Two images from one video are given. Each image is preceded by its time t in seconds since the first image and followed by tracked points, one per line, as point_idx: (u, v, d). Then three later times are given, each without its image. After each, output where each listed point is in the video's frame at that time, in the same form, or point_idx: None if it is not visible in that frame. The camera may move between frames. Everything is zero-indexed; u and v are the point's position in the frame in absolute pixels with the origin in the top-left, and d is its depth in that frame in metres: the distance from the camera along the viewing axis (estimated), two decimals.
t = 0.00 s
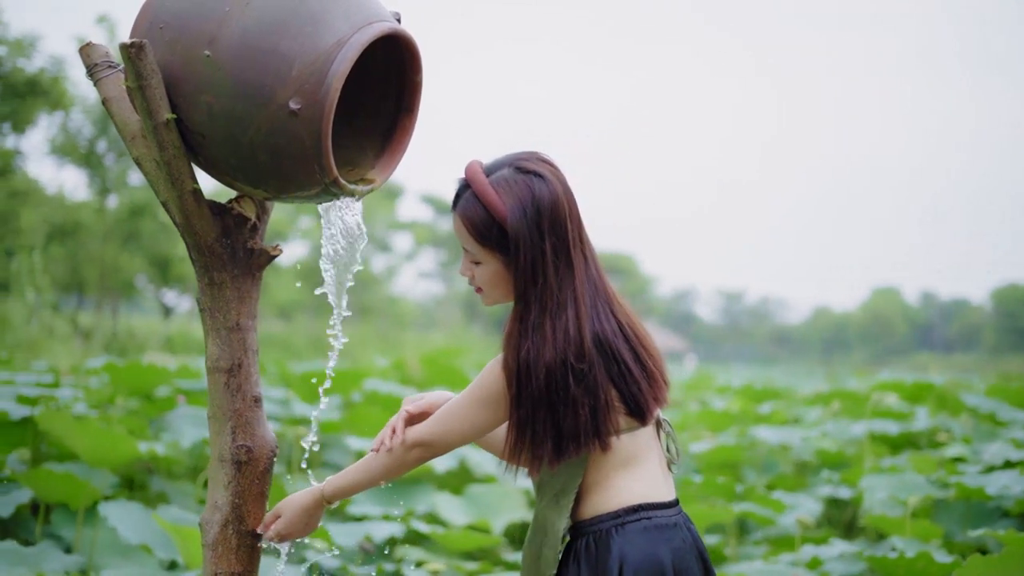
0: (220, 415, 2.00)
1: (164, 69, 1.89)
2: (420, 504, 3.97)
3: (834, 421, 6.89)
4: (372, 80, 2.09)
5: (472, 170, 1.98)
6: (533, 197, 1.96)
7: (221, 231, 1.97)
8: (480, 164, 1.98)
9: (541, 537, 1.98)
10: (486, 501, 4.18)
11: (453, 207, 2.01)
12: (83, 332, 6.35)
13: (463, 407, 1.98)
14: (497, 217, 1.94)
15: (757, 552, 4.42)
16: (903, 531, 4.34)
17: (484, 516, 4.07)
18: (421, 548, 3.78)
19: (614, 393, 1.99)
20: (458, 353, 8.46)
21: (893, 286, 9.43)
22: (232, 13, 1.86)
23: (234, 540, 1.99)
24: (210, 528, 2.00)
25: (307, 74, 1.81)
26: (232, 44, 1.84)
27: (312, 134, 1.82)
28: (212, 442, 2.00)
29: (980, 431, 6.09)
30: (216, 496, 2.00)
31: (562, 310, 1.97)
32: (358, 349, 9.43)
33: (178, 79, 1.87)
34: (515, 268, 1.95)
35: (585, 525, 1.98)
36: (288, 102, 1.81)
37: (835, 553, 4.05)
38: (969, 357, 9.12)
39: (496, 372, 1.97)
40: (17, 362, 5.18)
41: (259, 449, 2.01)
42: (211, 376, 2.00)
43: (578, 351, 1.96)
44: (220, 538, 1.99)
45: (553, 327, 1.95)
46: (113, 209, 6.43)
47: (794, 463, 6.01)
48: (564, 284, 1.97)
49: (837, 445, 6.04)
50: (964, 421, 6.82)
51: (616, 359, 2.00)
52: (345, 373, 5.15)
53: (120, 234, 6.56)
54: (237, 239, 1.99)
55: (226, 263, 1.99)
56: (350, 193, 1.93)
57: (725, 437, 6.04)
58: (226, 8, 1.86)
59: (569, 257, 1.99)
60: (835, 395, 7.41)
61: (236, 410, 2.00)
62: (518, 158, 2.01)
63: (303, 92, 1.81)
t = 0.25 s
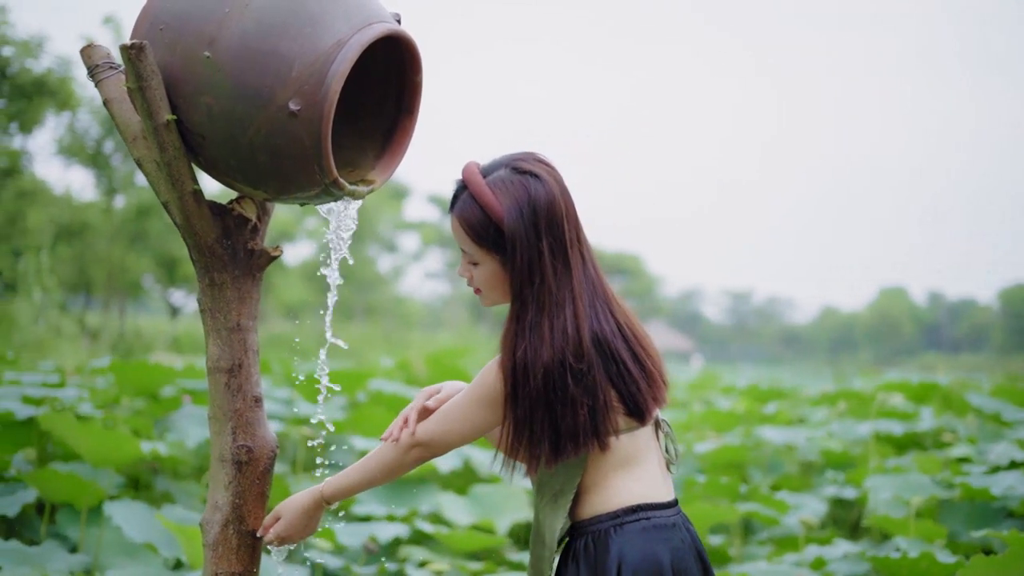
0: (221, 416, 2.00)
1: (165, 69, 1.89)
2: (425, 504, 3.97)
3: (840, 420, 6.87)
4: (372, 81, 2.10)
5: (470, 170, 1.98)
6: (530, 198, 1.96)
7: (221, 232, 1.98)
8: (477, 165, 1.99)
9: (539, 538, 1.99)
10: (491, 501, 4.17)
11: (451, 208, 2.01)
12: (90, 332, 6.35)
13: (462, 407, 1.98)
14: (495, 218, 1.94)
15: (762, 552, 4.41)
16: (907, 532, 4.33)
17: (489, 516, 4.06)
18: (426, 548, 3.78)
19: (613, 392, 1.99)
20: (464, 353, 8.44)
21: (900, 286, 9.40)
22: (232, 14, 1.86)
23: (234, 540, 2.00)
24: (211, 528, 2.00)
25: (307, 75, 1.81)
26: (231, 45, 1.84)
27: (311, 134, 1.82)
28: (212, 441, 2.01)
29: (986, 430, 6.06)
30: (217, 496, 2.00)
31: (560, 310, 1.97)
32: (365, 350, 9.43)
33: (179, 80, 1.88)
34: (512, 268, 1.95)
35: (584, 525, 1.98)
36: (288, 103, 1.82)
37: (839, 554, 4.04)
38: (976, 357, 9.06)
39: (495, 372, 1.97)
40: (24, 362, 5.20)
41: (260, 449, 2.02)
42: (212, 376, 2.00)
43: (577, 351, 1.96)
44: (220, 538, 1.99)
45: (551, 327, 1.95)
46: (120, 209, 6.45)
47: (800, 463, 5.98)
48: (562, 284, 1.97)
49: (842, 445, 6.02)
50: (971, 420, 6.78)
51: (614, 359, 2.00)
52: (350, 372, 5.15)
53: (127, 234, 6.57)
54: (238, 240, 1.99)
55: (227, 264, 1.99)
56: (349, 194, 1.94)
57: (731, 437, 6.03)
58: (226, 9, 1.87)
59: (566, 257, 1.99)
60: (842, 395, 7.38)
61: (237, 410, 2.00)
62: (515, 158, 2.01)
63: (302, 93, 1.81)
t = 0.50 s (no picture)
0: (221, 417, 2.00)
1: (165, 71, 1.90)
2: (428, 505, 3.98)
3: (845, 421, 6.85)
4: (372, 82, 2.10)
5: (468, 172, 1.98)
6: (527, 199, 1.96)
7: (222, 233, 1.98)
8: (474, 167, 1.99)
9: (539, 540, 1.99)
10: (494, 501, 4.17)
11: (449, 210, 2.02)
12: (96, 332, 6.36)
13: (460, 409, 1.98)
14: (492, 220, 1.94)
15: (765, 553, 4.40)
16: (910, 533, 4.32)
17: (491, 516, 4.06)
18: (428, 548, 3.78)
19: (611, 394, 1.99)
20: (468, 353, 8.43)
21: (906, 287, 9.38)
22: (231, 16, 1.86)
23: (235, 541, 2.00)
24: (211, 528, 2.01)
25: (306, 77, 1.82)
26: (231, 47, 1.84)
27: (310, 136, 1.82)
28: (212, 443, 2.01)
29: (989, 431, 6.04)
30: (217, 496, 2.00)
31: (557, 312, 1.97)
32: (368, 350, 9.44)
33: (179, 81, 1.88)
34: (510, 270, 1.96)
35: (583, 526, 1.98)
36: (288, 105, 1.82)
37: (842, 555, 4.02)
38: (982, 357, 9.03)
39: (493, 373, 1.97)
40: (29, 362, 5.21)
41: (260, 450, 2.02)
42: (212, 377, 2.01)
43: (574, 352, 1.96)
44: (221, 538, 2.00)
45: (548, 328, 1.95)
46: (126, 209, 6.46)
47: (804, 464, 5.97)
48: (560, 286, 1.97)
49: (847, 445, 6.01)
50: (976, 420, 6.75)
51: (612, 360, 2.00)
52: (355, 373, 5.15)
53: (133, 234, 6.59)
54: (238, 241, 1.99)
55: (227, 265, 1.99)
56: (349, 195, 1.94)
57: (735, 438, 6.02)
58: (225, 11, 1.87)
59: (564, 259, 1.99)
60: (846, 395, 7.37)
61: (238, 411, 2.01)
62: (513, 160, 2.02)
63: (302, 94, 1.81)
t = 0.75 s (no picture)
0: (220, 418, 2.01)
1: (163, 73, 1.90)
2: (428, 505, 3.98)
3: (846, 421, 6.85)
4: (372, 82, 2.10)
5: (464, 174, 1.98)
6: (522, 201, 1.97)
7: (220, 233, 1.98)
8: (470, 169, 1.99)
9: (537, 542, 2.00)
10: (494, 501, 4.17)
11: (445, 212, 2.02)
12: (97, 331, 6.36)
13: (457, 411, 1.98)
14: (488, 222, 1.94)
15: (765, 553, 4.40)
16: (910, 533, 4.32)
17: (492, 516, 4.06)
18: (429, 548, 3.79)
19: (607, 394, 1.99)
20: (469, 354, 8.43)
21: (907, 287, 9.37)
22: (229, 18, 1.86)
23: (232, 541, 2.00)
24: (210, 529, 2.01)
25: (304, 79, 1.82)
26: (229, 48, 1.85)
27: (308, 137, 1.82)
28: (210, 444, 2.01)
29: (990, 431, 6.03)
30: (215, 497, 2.01)
31: (553, 314, 1.97)
32: (369, 350, 9.44)
33: (177, 83, 1.88)
34: (505, 271, 1.96)
35: (580, 527, 1.98)
36: (286, 107, 1.82)
37: (842, 555, 4.02)
38: (984, 358, 9.02)
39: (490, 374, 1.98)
40: (30, 361, 5.21)
41: (258, 451, 2.02)
42: (210, 378, 2.01)
43: (570, 354, 1.96)
44: (219, 539, 2.00)
45: (544, 330, 1.95)
46: (127, 209, 6.47)
47: (805, 464, 5.97)
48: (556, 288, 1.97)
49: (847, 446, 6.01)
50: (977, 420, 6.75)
51: (609, 362, 2.01)
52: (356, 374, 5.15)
53: (135, 234, 6.59)
54: (236, 242, 2.00)
55: (225, 266, 2.00)
56: (347, 197, 1.94)
57: (735, 438, 6.01)
58: (224, 12, 1.87)
59: (559, 260, 2.00)
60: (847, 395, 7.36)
61: (236, 412, 2.01)
62: (509, 162, 2.02)
63: (300, 96, 1.82)
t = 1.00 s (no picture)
0: (218, 418, 2.01)
1: (162, 74, 1.90)
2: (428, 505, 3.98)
3: (847, 421, 6.84)
4: (371, 82, 2.10)
5: (462, 176, 1.98)
6: (520, 203, 1.97)
7: (218, 234, 1.98)
8: (469, 171, 1.99)
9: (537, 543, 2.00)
10: (494, 502, 4.17)
11: (444, 214, 2.02)
12: (98, 331, 6.36)
13: (456, 412, 1.98)
14: (486, 223, 1.95)
15: (765, 554, 4.39)
16: (910, 534, 4.32)
17: (492, 516, 4.06)
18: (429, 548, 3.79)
19: (606, 396, 1.99)
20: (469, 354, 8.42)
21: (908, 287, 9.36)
22: (228, 19, 1.87)
23: (231, 541, 2.00)
24: (208, 529, 2.01)
25: (302, 79, 1.82)
26: (228, 49, 1.85)
27: (307, 138, 1.83)
28: (209, 444, 2.01)
29: (990, 431, 6.02)
30: (214, 498, 2.01)
31: (552, 315, 1.97)
32: (369, 351, 9.44)
33: (176, 83, 1.88)
34: (503, 273, 1.96)
35: (579, 528, 1.98)
36: (284, 107, 1.82)
37: (842, 556, 4.01)
38: (985, 358, 9.01)
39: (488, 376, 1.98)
40: (31, 362, 5.21)
41: (257, 451, 2.03)
42: (209, 380, 2.01)
43: (568, 355, 1.96)
44: (218, 539, 2.00)
45: (542, 331, 1.96)
46: (128, 209, 6.47)
47: (805, 464, 5.96)
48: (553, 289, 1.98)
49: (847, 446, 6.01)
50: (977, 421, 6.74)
51: (607, 363, 2.01)
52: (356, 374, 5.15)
53: (136, 234, 6.59)
54: (235, 243, 2.00)
55: (224, 266, 2.00)
56: (346, 198, 1.94)
57: (735, 438, 6.00)
58: (222, 13, 1.87)
59: (557, 261, 2.00)
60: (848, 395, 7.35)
61: (234, 412, 2.01)
62: (507, 164, 2.02)
63: (298, 97, 1.82)
